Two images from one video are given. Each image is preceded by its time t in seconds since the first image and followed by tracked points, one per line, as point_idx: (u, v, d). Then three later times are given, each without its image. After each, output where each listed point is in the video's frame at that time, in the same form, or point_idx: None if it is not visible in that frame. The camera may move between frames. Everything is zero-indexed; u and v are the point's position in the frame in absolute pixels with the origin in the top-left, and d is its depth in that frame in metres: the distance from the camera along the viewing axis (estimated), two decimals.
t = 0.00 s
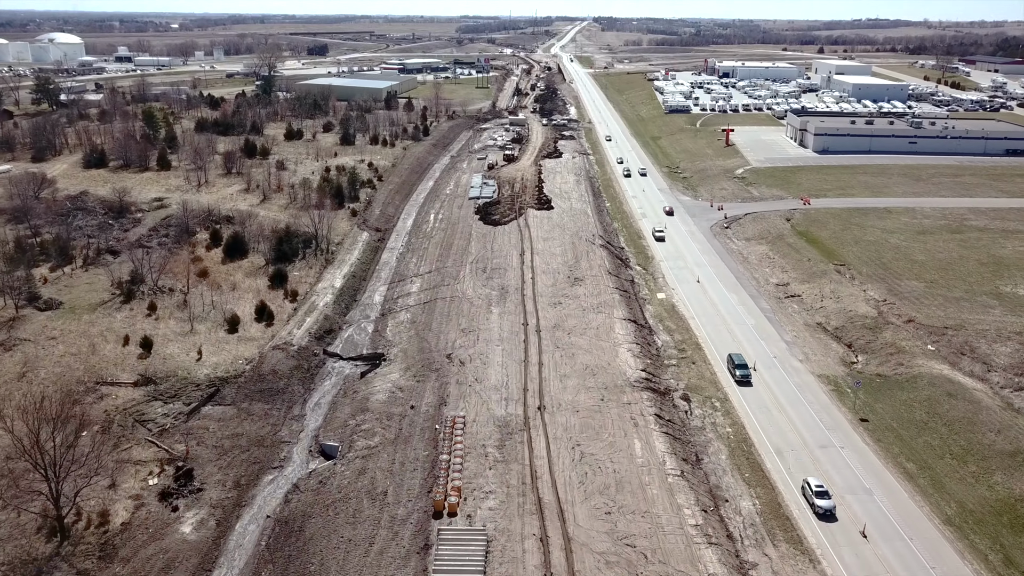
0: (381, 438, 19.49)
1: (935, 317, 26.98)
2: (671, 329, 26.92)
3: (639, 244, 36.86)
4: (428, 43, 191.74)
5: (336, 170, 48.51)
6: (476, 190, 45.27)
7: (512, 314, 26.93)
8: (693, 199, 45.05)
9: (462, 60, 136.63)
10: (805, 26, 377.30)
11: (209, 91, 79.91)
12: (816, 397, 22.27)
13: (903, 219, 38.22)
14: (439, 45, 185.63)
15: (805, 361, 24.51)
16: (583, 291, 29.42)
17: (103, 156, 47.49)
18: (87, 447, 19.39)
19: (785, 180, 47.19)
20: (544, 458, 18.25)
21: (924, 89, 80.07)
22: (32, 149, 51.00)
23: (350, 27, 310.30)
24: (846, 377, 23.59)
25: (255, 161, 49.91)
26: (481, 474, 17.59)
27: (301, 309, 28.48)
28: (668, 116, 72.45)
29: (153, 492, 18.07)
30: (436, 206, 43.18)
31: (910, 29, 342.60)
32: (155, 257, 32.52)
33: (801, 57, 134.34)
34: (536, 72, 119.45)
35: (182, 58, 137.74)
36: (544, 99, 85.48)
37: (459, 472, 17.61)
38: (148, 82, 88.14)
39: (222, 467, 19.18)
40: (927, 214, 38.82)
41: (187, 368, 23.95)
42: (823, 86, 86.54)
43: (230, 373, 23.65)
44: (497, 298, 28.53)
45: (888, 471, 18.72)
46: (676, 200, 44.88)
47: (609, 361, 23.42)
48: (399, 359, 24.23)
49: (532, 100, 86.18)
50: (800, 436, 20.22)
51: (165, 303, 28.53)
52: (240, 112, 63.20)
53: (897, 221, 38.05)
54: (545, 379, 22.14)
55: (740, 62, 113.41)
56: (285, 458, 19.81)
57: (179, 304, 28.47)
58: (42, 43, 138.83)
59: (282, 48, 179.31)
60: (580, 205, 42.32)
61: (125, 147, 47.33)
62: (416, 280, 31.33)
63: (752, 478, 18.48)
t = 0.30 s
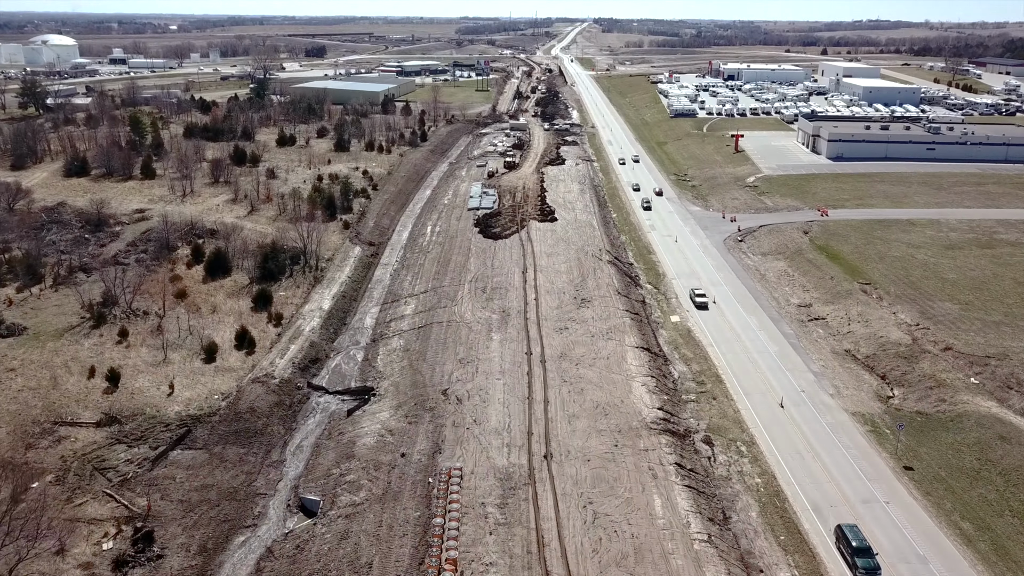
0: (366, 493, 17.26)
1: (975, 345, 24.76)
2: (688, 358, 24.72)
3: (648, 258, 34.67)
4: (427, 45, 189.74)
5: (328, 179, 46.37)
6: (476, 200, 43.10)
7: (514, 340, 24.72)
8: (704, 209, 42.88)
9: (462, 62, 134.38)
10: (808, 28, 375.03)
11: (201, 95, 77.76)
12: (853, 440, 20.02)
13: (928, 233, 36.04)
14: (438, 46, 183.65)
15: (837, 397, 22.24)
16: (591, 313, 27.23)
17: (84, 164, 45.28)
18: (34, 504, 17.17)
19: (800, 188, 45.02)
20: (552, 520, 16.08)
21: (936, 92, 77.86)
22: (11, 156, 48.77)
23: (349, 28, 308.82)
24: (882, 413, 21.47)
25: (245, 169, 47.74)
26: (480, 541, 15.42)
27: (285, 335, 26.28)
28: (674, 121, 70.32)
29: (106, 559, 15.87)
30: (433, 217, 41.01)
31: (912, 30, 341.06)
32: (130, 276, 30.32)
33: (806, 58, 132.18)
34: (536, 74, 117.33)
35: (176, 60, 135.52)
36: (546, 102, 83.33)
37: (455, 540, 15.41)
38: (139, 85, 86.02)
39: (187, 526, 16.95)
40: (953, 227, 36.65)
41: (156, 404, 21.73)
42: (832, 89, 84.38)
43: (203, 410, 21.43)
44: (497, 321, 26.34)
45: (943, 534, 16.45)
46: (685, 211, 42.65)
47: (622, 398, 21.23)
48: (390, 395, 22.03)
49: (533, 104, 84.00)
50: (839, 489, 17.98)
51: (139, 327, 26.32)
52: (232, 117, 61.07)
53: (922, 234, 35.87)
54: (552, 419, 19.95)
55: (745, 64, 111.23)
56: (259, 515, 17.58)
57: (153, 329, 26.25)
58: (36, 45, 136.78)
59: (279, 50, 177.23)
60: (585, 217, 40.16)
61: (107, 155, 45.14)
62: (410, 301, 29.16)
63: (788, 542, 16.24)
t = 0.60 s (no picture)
0: (348, 565, 15.05)
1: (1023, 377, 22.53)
2: (707, 392, 22.49)
3: (659, 276, 32.45)
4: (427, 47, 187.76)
5: (320, 189, 44.18)
6: (475, 211, 40.92)
7: (516, 372, 22.51)
8: (715, 221, 40.71)
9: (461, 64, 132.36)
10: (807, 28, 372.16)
11: (192, 98, 75.48)
12: (899, 495, 17.76)
13: (957, 248, 33.84)
14: (438, 48, 181.37)
15: (875, 440, 19.99)
16: (600, 340, 25.03)
17: (63, 173, 43.08)
18: None
19: (816, 198, 42.84)
20: None
21: (949, 95, 75.65)
22: None
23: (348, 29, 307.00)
24: (927, 460, 19.22)
25: (233, 178, 45.56)
26: None
27: (266, 365, 24.05)
28: (680, 125, 68.17)
29: None
30: (430, 230, 38.79)
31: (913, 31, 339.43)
32: (102, 298, 28.11)
33: (811, 61, 130.06)
34: (537, 77, 115.26)
35: (171, 62, 133.33)
36: (547, 105, 81.18)
37: None
38: (129, 89, 83.80)
39: None
40: (983, 242, 34.45)
41: (118, 447, 19.52)
42: (841, 92, 82.15)
43: (170, 456, 19.20)
44: (498, 349, 24.13)
45: None
46: (696, 222, 40.44)
47: (637, 443, 19.00)
48: (378, 437, 19.83)
49: (534, 108, 81.88)
50: (889, 556, 15.73)
51: (106, 357, 24.12)
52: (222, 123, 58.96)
53: (951, 249, 33.67)
54: (559, 470, 17.76)
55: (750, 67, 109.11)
56: None
57: (122, 358, 24.04)
58: (27, 47, 134.24)
59: (277, 52, 175.12)
60: (590, 229, 37.96)
61: (87, 163, 42.96)
62: (404, 325, 26.95)
63: None
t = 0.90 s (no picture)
0: None
1: None
2: (731, 434, 20.21)
3: (670, 295, 30.17)
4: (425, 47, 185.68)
5: (310, 199, 41.98)
6: (473, 222, 38.67)
7: (517, 411, 20.29)
8: (727, 233, 38.48)
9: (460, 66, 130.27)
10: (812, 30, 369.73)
11: (182, 101, 73.21)
12: (958, 565, 15.49)
13: (989, 264, 31.60)
14: (438, 49, 179.05)
15: (924, 495, 17.70)
16: (610, 371, 22.77)
17: (38, 181, 40.82)
18: None
19: (833, 208, 40.59)
20: None
21: (963, 97, 73.41)
22: None
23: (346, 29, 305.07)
24: (984, 519, 16.96)
25: (218, 186, 43.30)
26: None
27: (240, 400, 21.79)
28: (686, 129, 65.94)
29: None
30: (425, 243, 36.54)
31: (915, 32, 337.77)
32: (67, 321, 25.85)
33: (815, 62, 127.95)
34: (538, 78, 113.07)
35: (166, 63, 131.16)
36: (548, 108, 78.96)
37: None
38: (119, 91, 81.58)
39: None
40: (1017, 257, 32.21)
41: (67, 500, 17.26)
42: (851, 95, 79.86)
43: (125, 512, 16.92)
44: (497, 382, 21.89)
45: None
46: (707, 234, 38.19)
47: (655, 500, 16.77)
48: (362, 491, 17.59)
49: (535, 110, 79.68)
50: None
51: (65, 390, 21.85)
52: (211, 127, 56.74)
53: (982, 266, 31.42)
54: (567, 536, 15.52)
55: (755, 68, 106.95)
56: None
57: (82, 392, 21.76)
58: (20, 47, 131.90)
59: (273, 52, 172.94)
60: (595, 242, 35.73)
61: (64, 171, 40.71)
62: (394, 353, 24.68)
63: None
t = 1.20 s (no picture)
0: None
1: None
2: (760, 486, 17.97)
3: (684, 317, 27.90)
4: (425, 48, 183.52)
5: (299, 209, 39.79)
6: (472, 234, 36.48)
7: (519, 460, 18.07)
8: (741, 246, 36.25)
9: (460, 67, 128.09)
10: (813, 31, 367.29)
11: (173, 104, 71.03)
12: None
13: None
14: (437, 49, 176.87)
15: (987, 565, 15.44)
16: (623, 408, 20.57)
17: (12, 191, 38.61)
18: None
19: (853, 219, 38.41)
20: None
21: (978, 100, 71.17)
22: None
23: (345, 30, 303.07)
24: None
25: (204, 196, 41.12)
26: None
27: (211, 444, 19.57)
28: (692, 134, 63.75)
29: None
30: (420, 257, 34.30)
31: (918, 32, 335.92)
32: (26, 351, 23.60)
33: (822, 63, 125.80)
34: (539, 79, 110.94)
35: (160, 65, 128.70)
36: (550, 111, 76.77)
37: None
38: (109, 94, 79.34)
39: None
40: None
41: (3, 571, 15.02)
42: (861, 97, 77.61)
43: None
44: (497, 423, 19.67)
45: None
46: (721, 248, 35.95)
47: (678, 574, 14.54)
48: (343, 560, 15.37)
49: (536, 113, 77.51)
50: None
51: (15, 432, 19.60)
52: (200, 132, 54.52)
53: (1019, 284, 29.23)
54: None
55: (761, 70, 104.77)
56: None
57: (34, 435, 19.50)
58: (12, 48, 129.46)
59: (270, 53, 170.54)
60: (602, 257, 33.51)
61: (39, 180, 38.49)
62: (384, 386, 22.49)
63: None
